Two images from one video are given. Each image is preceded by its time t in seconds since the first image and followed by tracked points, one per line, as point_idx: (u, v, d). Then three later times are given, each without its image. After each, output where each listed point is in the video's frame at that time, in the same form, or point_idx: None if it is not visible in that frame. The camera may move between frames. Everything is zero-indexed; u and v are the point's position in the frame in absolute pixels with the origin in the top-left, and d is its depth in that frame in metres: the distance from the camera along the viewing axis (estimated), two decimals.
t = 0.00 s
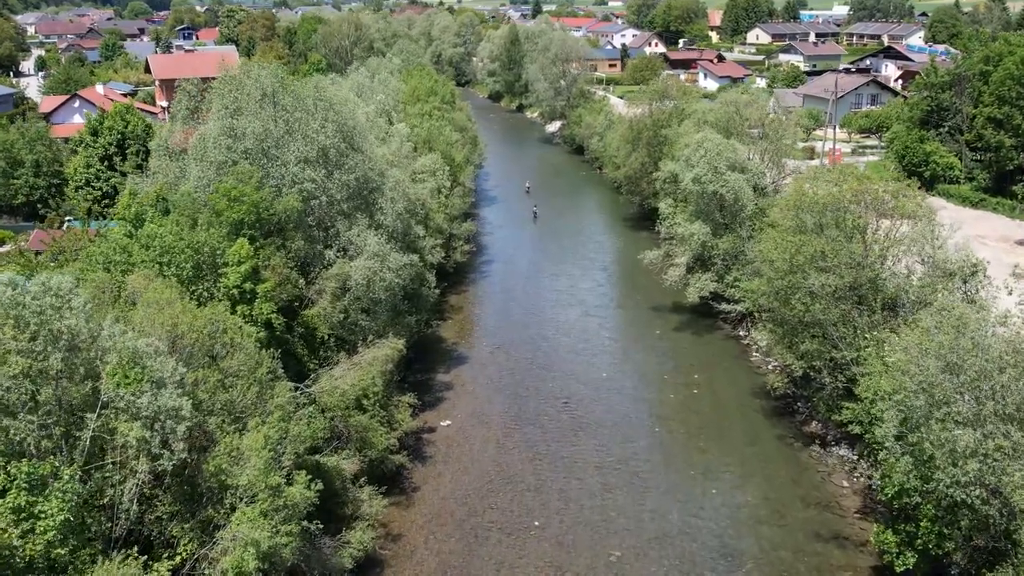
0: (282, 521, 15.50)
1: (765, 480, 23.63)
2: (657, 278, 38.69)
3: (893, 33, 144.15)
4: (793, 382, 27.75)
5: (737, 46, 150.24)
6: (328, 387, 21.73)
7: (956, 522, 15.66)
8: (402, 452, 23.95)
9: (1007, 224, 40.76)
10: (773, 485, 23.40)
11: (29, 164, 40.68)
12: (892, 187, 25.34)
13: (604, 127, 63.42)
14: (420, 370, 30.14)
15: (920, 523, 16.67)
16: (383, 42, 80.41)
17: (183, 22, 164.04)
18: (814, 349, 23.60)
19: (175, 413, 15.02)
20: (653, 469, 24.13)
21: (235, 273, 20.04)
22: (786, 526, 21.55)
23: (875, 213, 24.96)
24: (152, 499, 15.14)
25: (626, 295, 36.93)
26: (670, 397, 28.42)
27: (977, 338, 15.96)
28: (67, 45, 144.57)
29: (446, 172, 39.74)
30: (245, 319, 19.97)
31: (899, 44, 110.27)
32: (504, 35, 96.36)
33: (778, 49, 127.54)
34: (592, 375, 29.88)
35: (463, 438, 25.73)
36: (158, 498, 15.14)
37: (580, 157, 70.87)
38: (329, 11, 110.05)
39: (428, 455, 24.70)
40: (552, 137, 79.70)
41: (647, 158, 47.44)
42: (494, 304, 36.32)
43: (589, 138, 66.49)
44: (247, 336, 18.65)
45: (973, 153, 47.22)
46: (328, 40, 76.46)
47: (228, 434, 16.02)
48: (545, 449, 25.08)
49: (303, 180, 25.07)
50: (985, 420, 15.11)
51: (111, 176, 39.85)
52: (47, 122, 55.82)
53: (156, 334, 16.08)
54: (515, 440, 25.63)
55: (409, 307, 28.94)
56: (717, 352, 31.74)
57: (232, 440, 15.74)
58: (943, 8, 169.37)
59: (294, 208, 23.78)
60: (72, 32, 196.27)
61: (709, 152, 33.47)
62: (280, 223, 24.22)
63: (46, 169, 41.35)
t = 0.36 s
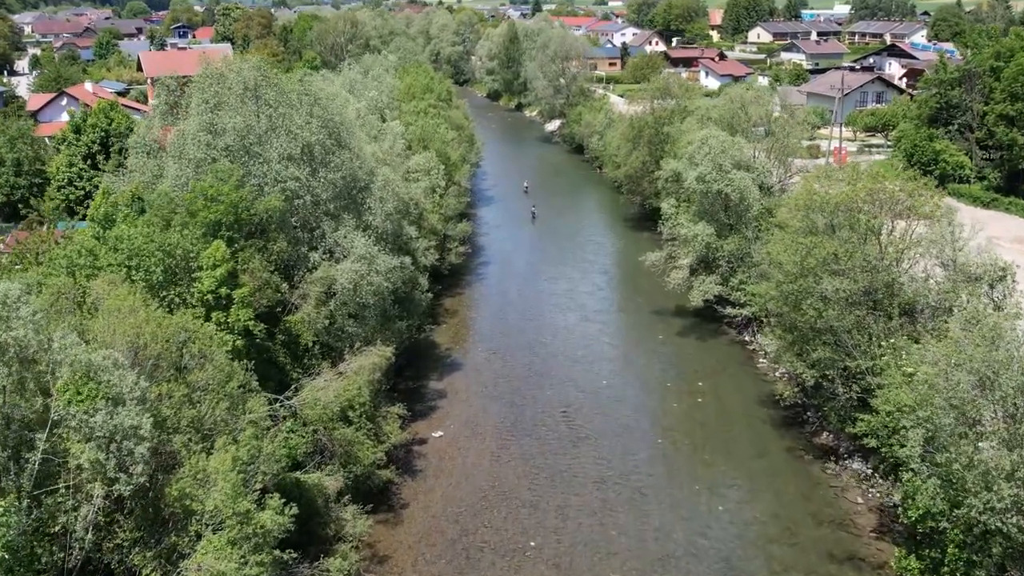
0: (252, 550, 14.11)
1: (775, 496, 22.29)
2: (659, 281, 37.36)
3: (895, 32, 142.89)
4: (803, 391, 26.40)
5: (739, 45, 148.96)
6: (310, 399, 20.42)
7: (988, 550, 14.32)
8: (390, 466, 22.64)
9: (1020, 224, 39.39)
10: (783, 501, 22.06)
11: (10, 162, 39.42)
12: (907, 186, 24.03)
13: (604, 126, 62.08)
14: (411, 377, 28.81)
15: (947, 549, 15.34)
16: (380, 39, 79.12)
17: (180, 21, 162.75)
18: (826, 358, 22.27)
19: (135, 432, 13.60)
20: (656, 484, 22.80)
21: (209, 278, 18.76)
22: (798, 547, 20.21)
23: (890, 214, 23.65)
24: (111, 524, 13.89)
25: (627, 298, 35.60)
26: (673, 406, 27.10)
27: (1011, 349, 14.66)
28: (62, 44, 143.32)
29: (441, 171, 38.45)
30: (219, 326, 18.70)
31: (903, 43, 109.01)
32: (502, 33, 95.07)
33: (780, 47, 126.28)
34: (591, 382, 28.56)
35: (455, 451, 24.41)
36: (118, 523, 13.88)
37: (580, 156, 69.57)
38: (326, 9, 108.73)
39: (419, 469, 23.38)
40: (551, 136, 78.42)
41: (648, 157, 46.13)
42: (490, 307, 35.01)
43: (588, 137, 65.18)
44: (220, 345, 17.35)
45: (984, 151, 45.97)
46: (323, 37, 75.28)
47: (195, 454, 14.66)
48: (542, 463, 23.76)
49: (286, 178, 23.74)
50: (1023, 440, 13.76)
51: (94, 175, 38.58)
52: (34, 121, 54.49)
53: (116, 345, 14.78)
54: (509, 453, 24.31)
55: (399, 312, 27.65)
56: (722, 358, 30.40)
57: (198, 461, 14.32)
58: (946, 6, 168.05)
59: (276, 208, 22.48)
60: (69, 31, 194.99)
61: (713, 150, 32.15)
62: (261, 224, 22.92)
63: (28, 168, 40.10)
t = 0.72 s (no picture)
0: None
1: (786, 515, 20.91)
2: (661, 284, 35.99)
3: (898, 31, 141.81)
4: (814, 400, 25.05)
5: (740, 44, 147.59)
6: (290, 413, 19.05)
7: None
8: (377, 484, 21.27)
9: None
10: (795, 520, 20.68)
11: None
12: (924, 183, 22.66)
13: (604, 124, 60.77)
14: (402, 386, 27.45)
15: None
16: (376, 37, 77.79)
17: (177, 19, 161.60)
18: (842, 367, 20.88)
19: (81, 456, 12.36)
20: (659, 501, 21.43)
21: (179, 283, 17.44)
22: (813, 570, 18.83)
23: (909, 214, 22.26)
24: (59, 558, 12.25)
25: (628, 302, 34.23)
26: (677, 416, 25.75)
27: None
28: (58, 42, 142.05)
29: (436, 169, 37.09)
30: (190, 335, 17.37)
31: (906, 41, 107.89)
32: (500, 30, 93.76)
33: (782, 46, 125.03)
34: (591, 391, 27.22)
35: (447, 465, 23.03)
36: (68, 556, 12.20)
37: (580, 155, 68.23)
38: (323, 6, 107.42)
39: (407, 485, 22.00)
40: (550, 135, 77.06)
41: (650, 155, 44.76)
42: (486, 311, 33.65)
43: (588, 135, 63.82)
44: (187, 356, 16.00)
45: (996, 150, 44.67)
46: (317, 34, 74.05)
47: (152, 478, 13.29)
48: (538, 478, 22.39)
49: (266, 176, 22.35)
50: None
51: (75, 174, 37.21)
52: (20, 119, 53.00)
53: (67, 358, 13.40)
54: (505, 467, 22.95)
55: (388, 317, 26.30)
56: (728, 365, 29.03)
57: (153, 486, 12.97)
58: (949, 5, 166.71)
59: (256, 207, 21.13)
60: (66, 29, 193.38)
61: (718, 147, 30.78)
62: (240, 225, 21.54)
63: (7, 166, 38.71)
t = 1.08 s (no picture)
0: None
1: (799, 534, 19.57)
2: (664, 286, 34.67)
3: (900, 29, 140.49)
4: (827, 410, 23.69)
5: (742, 42, 146.16)
6: (266, 426, 17.71)
7: None
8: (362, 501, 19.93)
9: None
10: (808, 540, 19.34)
11: None
12: (945, 180, 21.30)
13: (604, 122, 59.49)
14: (392, 394, 26.09)
15: None
16: (372, 34, 76.44)
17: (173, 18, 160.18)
18: (860, 377, 19.54)
19: (18, 483, 11.00)
20: (664, 520, 20.06)
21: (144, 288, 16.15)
22: None
23: (929, 213, 20.90)
24: None
25: (629, 305, 32.88)
26: (681, 427, 24.39)
27: None
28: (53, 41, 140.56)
29: (430, 166, 35.72)
30: (156, 344, 16.07)
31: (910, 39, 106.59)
32: (499, 28, 92.42)
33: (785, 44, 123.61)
34: (591, 399, 25.85)
35: (437, 479, 21.68)
36: None
37: (579, 154, 66.87)
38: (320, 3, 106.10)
39: (395, 501, 20.65)
40: (549, 133, 75.68)
41: (652, 153, 43.40)
42: (481, 315, 32.28)
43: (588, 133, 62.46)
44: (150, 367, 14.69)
45: (1009, 148, 43.30)
46: (312, 30, 72.67)
47: (103, 505, 11.94)
48: (534, 493, 21.03)
49: (245, 172, 20.97)
50: None
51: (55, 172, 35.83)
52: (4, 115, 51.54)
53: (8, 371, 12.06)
54: (499, 481, 21.60)
55: (377, 321, 24.95)
56: (733, 371, 27.71)
57: (100, 515, 11.58)
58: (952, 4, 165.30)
59: (233, 205, 19.79)
60: (62, 28, 191.68)
61: (724, 143, 29.43)
62: (215, 223, 20.19)
63: None
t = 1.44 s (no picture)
0: None
1: (814, 554, 18.30)
2: (667, 289, 33.43)
3: (902, 27, 139.23)
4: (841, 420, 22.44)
5: (743, 41, 144.95)
6: (242, 441, 16.45)
7: None
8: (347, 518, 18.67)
9: None
10: (824, 561, 18.08)
11: None
12: (969, 176, 20.01)
13: (604, 120, 58.24)
14: (383, 402, 24.84)
15: None
16: (369, 30, 75.21)
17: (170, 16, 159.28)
18: (878, 386, 18.29)
19: None
20: (670, 539, 18.79)
21: (107, 293, 14.97)
22: None
23: (950, 212, 19.63)
24: None
25: (631, 309, 31.64)
26: (687, 438, 23.13)
27: None
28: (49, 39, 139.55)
29: (424, 164, 34.45)
30: (121, 353, 14.88)
31: (913, 36, 105.40)
32: (498, 26, 91.14)
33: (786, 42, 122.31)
34: (591, 408, 24.60)
35: (429, 493, 20.44)
36: None
37: (579, 152, 65.64)
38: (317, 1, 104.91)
39: (383, 518, 19.39)
40: (549, 132, 74.43)
41: (653, 150, 42.13)
42: (477, 318, 31.02)
43: (588, 131, 61.21)
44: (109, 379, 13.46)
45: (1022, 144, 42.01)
46: (307, 26, 71.45)
47: (47, 535, 10.67)
48: (531, 509, 19.77)
49: (224, 168, 19.71)
50: None
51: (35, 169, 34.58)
52: None
53: None
54: (494, 495, 20.34)
55: (366, 326, 23.70)
56: (741, 377, 26.48)
57: (42, 549, 10.24)
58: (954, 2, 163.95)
59: (210, 203, 18.54)
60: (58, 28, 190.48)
61: (730, 139, 28.18)
62: (191, 222, 18.93)
63: None
